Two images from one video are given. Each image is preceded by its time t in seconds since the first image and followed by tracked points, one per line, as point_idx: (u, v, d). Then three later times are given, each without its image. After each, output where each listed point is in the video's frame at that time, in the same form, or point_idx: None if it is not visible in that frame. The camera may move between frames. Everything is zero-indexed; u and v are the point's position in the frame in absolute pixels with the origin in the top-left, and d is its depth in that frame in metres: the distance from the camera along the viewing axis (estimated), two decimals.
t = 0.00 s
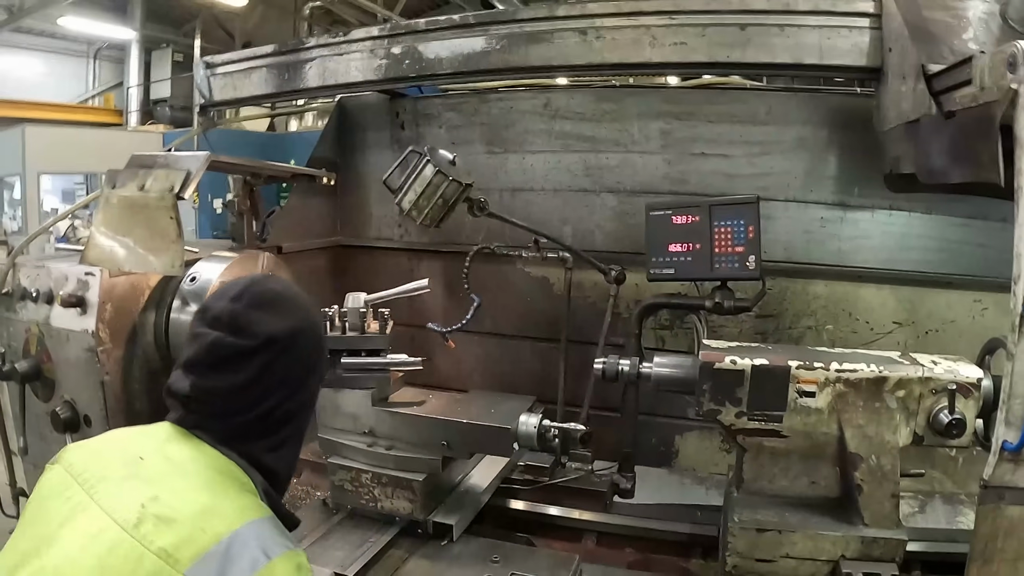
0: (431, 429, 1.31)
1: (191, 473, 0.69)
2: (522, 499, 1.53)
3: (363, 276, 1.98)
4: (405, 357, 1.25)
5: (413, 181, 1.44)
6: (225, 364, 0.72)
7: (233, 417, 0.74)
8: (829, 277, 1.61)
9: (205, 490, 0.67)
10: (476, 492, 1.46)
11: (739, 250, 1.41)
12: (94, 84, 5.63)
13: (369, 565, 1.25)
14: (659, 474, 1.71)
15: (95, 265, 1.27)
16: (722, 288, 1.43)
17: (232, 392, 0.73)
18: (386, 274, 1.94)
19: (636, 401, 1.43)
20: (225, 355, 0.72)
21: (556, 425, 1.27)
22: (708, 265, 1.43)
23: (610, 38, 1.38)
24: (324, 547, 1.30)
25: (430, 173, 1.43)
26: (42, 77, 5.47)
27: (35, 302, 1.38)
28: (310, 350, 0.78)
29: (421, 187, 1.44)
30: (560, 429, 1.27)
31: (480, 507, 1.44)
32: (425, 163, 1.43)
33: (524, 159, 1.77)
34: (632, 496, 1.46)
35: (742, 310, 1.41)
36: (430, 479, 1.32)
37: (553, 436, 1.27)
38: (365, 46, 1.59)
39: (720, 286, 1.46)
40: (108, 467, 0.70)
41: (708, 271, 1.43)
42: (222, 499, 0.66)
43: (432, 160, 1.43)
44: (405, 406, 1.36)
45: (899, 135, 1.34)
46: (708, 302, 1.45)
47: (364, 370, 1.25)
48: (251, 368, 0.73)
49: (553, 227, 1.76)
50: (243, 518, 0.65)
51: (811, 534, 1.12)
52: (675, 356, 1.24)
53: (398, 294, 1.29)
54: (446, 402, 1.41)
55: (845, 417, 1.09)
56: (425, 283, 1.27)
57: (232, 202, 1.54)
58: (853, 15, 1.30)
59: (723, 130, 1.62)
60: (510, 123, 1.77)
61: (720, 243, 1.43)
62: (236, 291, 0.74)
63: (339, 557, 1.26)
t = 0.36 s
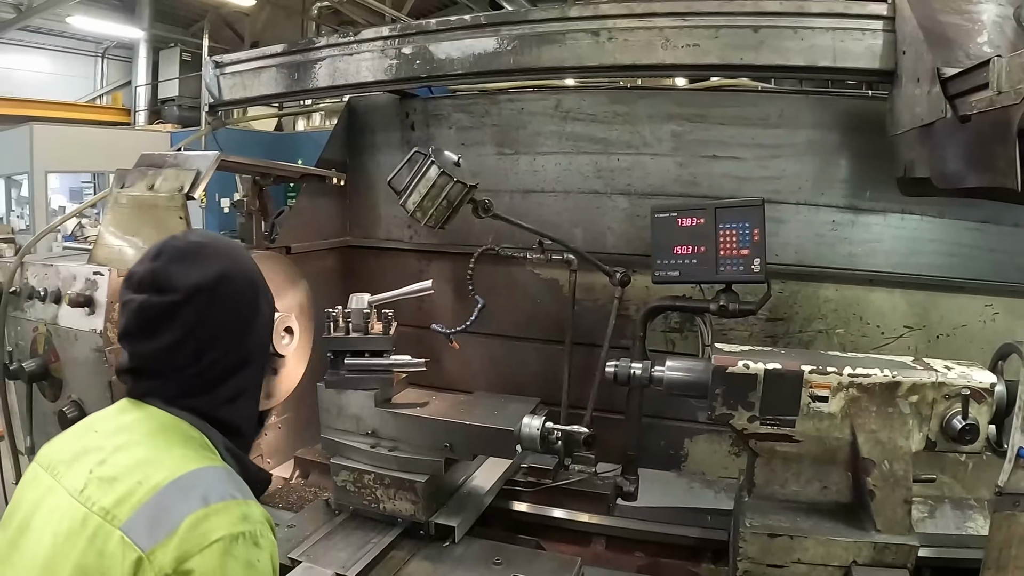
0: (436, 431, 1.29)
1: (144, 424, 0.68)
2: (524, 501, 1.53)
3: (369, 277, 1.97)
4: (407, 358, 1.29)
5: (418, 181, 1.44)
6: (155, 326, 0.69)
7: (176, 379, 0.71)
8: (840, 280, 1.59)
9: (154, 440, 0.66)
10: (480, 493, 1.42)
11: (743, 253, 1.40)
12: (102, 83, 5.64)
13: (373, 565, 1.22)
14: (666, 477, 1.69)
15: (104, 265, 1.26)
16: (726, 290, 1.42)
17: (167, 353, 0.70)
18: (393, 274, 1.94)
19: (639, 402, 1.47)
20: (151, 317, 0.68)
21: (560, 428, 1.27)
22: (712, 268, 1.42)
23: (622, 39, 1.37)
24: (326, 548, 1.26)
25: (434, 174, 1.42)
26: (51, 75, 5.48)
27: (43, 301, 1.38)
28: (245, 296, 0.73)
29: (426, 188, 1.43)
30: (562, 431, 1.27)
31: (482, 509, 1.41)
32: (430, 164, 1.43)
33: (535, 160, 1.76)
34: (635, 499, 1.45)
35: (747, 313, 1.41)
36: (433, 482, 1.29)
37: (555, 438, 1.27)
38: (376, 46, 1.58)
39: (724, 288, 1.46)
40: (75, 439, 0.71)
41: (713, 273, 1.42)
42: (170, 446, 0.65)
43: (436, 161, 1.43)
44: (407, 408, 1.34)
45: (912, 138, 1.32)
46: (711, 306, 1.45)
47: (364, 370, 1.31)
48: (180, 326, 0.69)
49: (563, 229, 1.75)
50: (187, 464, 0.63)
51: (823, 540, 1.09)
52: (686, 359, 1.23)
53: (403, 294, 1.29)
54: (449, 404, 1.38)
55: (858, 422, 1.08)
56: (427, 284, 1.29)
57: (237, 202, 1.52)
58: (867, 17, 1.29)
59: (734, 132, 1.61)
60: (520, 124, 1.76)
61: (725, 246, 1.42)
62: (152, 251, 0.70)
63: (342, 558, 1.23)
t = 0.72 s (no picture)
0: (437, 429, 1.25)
1: (99, 410, 0.73)
2: (527, 501, 1.52)
3: (377, 277, 1.97)
4: (409, 357, 1.25)
5: (418, 181, 1.42)
6: (103, 314, 0.72)
7: (132, 363, 0.74)
8: (851, 280, 1.58)
9: (104, 423, 0.71)
10: (482, 493, 1.38)
11: (747, 253, 1.39)
12: (110, 84, 5.66)
13: (374, 564, 1.18)
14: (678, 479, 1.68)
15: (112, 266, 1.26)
16: (730, 290, 1.42)
17: (117, 338, 0.73)
18: (401, 275, 1.94)
19: (641, 402, 1.48)
20: (97, 302, 0.72)
21: (561, 429, 1.24)
22: (714, 270, 1.41)
23: (634, 38, 1.36)
24: (325, 547, 1.22)
25: (435, 174, 1.40)
26: (60, 76, 5.51)
27: (50, 302, 1.39)
28: (189, 275, 0.75)
29: (427, 187, 1.41)
30: (563, 431, 1.24)
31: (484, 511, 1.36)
32: (430, 162, 1.41)
33: (545, 160, 1.75)
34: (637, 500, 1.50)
35: (751, 312, 1.41)
36: (432, 481, 1.24)
37: (557, 439, 1.24)
38: (386, 45, 1.58)
39: (727, 288, 1.45)
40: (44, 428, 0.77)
41: (716, 273, 1.41)
42: (119, 427, 0.70)
43: (437, 160, 1.40)
44: (409, 406, 1.32)
45: (929, 137, 1.30)
46: (715, 305, 1.45)
47: (367, 371, 1.25)
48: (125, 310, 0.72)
49: (574, 229, 1.74)
50: (129, 445, 0.68)
51: (838, 543, 1.07)
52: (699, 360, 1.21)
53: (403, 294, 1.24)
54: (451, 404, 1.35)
55: (873, 424, 1.06)
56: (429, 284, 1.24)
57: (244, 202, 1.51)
58: (880, 15, 1.27)
59: (746, 132, 1.59)
60: (531, 124, 1.76)
61: (728, 246, 1.41)
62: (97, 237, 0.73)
63: (341, 558, 1.18)
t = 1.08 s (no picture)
0: (440, 428, 1.23)
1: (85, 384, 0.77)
2: (529, 501, 1.51)
3: (388, 276, 1.97)
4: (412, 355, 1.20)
5: (420, 181, 1.41)
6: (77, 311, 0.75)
7: (114, 354, 0.77)
8: (868, 280, 1.56)
9: (87, 394, 0.75)
10: (485, 492, 1.36)
11: (753, 251, 1.38)
12: (122, 83, 5.69)
13: (375, 563, 1.16)
14: (692, 480, 1.67)
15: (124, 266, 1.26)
16: (735, 289, 1.42)
17: (94, 333, 0.76)
18: (413, 275, 1.93)
19: (646, 402, 1.47)
20: (74, 301, 0.75)
21: (564, 428, 1.19)
22: (719, 268, 1.40)
23: (648, 35, 1.35)
24: (326, 545, 1.19)
25: (437, 173, 1.40)
26: (74, 77, 5.56)
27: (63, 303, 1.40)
28: (160, 270, 0.78)
29: (429, 187, 1.40)
30: (565, 430, 1.19)
31: (487, 510, 1.33)
32: (432, 162, 1.40)
33: (559, 159, 1.74)
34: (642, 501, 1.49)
35: (756, 311, 1.42)
36: (434, 480, 1.22)
37: (559, 438, 1.20)
38: (398, 43, 1.57)
39: (733, 287, 1.45)
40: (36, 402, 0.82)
41: (720, 272, 1.40)
42: (96, 397, 0.74)
43: (439, 159, 1.40)
44: (412, 406, 1.29)
45: (948, 134, 1.28)
46: (720, 305, 1.44)
47: (372, 370, 1.21)
48: (97, 305, 0.75)
49: (588, 228, 1.73)
50: (102, 414, 0.71)
51: (857, 546, 1.05)
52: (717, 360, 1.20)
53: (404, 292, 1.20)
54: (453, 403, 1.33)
55: (892, 426, 1.05)
56: (431, 283, 1.19)
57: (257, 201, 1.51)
58: (897, 11, 1.25)
59: (762, 130, 1.58)
60: (545, 122, 1.75)
61: (734, 245, 1.40)
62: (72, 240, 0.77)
63: (343, 556, 1.15)
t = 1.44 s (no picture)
0: (438, 428, 1.21)
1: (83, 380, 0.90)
2: (529, 501, 1.50)
3: (397, 277, 1.97)
4: (411, 355, 1.22)
5: (421, 182, 1.41)
6: (72, 309, 0.88)
7: (105, 346, 0.90)
8: (878, 282, 1.56)
9: (86, 385, 0.87)
10: (485, 491, 1.35)
11: (753, 252, 1.38)
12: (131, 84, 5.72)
13: (373, 562, 1.15)
14: (699, 481, 1.66)
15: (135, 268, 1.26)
16: (735, 290, 1.42)
17: (88, 327, 0.89)
18: (424, 276, 1.93)
19: (646, 403, 1.51)
20: (68, 300, 0.87)
21: (562, 429, 1.17)
22: (720, 270, 1.40)
23: (658, 36, 1.35)
24: (326, 543, 1.19)
25: (437, 174, 1.38)
26: (84, 78, 5.60)
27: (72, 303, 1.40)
28: (148, 269, 0.90)
29: (430, 188, 1.40)
30: (563, 430, 1.18)
31: (487, 509, 1.33)
32: (433, 163, 1.39)
33: (569, 160, 1.74)
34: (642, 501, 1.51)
35: (757, 313, 1.42)
36: (434, 478, 1.22)
37: (557, 439, 1.19)
38: (408, 44, 1.57)
39: (734, 288, 1.44)
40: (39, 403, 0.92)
41: (721, 272, 1.40)
42: (91, 389, 0.86)
43: (440, 160, 1.38)
44: (412, 406, 1.27)
45: (959, 136, 1.27)
46: (720, 305, 1.44)
47: (372, 369, 1.24)
48: (88, 302, 0.87)
49: (598, 230, 1.73)
50: (94, 402, 0.84)
51: (868, 549, 1.05)
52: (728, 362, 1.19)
53: (404, 293, 1.20)
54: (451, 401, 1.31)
55: (903, 428, 1.04)
56: (430, 284, 1.18)
57: (267, 202, 1.52)
58: (907, 12, 1.24)
59: (772, 132, 1.58)
60: (554, 123, 1.75)
61: (734, 245, 1.40)
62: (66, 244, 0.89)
63: (342, 554, 1.15)
